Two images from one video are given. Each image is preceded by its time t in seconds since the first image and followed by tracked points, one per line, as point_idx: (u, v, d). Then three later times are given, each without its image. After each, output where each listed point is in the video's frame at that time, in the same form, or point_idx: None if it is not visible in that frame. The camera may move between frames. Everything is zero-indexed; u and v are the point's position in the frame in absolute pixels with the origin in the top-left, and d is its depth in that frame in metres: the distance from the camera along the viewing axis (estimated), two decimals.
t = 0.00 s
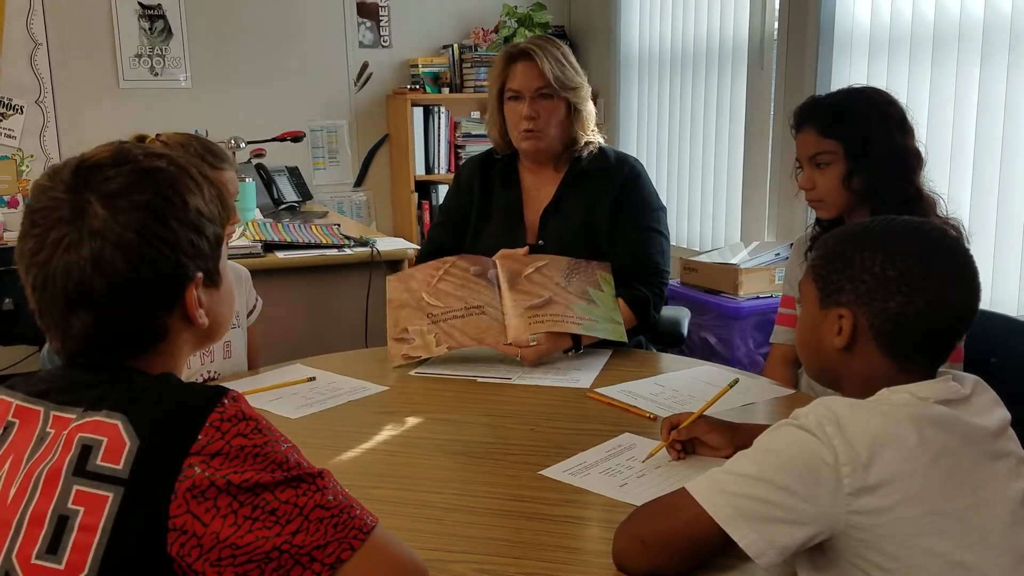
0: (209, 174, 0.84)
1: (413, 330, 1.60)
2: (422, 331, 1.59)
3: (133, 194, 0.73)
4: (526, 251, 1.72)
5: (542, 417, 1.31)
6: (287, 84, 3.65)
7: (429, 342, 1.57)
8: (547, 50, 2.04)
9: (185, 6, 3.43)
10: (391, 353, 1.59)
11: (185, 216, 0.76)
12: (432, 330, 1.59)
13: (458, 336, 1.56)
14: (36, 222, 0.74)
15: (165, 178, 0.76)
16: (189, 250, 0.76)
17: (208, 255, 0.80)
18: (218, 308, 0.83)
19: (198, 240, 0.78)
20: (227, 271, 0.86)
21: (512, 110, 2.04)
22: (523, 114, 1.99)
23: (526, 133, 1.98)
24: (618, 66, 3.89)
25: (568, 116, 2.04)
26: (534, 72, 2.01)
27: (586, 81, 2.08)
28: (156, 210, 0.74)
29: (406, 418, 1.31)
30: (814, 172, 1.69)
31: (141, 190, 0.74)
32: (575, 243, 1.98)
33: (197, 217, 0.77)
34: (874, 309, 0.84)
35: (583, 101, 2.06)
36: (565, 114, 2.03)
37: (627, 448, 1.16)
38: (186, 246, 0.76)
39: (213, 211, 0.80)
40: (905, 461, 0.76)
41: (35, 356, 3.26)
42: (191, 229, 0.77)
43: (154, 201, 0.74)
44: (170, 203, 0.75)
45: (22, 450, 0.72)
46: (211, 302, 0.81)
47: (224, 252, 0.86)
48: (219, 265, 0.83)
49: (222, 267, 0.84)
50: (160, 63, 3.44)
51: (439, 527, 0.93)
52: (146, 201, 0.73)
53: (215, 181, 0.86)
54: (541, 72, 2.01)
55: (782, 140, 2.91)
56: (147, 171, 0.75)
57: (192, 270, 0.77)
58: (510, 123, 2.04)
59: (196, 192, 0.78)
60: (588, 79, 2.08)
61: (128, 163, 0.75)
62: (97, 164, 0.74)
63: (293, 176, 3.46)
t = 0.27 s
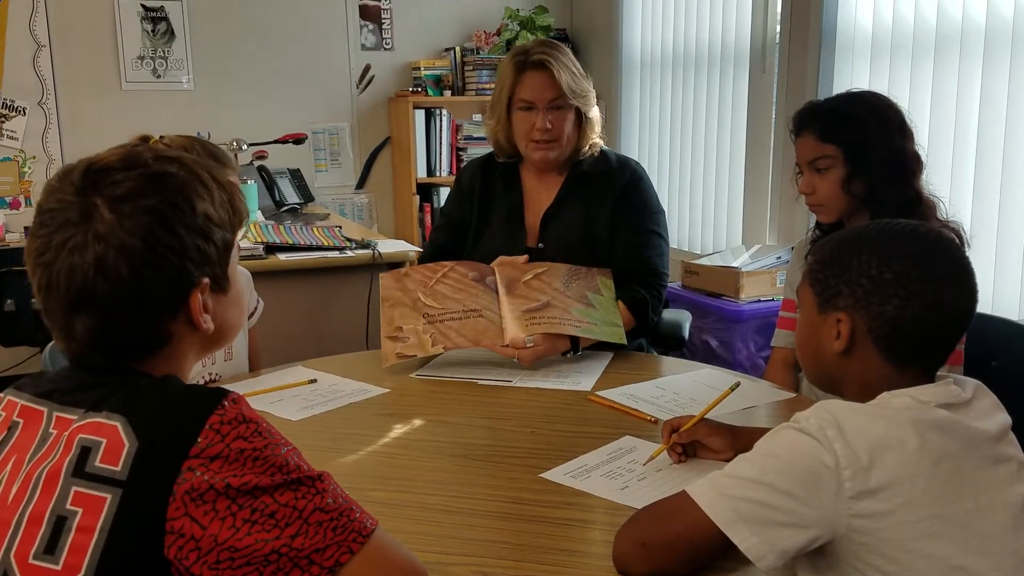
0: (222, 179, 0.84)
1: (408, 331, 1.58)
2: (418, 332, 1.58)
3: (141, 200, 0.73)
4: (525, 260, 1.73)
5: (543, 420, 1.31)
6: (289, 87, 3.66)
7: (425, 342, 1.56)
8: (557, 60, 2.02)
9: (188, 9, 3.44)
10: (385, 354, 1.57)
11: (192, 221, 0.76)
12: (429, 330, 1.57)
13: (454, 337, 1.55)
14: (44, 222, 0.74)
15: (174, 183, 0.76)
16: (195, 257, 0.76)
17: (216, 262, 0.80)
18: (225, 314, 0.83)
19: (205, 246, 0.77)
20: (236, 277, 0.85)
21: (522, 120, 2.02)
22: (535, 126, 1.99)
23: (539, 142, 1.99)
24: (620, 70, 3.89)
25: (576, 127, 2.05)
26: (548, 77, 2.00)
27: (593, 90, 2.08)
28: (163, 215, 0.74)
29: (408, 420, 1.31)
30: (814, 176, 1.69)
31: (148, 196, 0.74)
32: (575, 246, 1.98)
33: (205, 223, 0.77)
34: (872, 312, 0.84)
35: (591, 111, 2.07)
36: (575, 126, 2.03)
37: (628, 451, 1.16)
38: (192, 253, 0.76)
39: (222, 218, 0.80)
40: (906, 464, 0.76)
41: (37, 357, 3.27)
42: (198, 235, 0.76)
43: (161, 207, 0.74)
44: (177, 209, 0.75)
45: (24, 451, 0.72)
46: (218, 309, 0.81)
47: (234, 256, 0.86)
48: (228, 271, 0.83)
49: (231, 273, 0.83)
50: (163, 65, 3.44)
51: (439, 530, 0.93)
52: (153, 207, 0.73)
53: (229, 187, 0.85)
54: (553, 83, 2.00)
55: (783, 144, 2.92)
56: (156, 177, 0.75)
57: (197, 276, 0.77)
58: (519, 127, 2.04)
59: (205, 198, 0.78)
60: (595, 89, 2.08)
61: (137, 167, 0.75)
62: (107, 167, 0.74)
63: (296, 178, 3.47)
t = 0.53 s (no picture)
0: (248, 198, 0.82)
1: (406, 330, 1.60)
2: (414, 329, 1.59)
3: (148, 210, 0.72)
4: (523, 261, 1.74)
5: (543, 418, 1.31)
6: (289, 84, 3.65)
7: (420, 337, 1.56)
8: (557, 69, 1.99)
9: (187, 6, 3.44)
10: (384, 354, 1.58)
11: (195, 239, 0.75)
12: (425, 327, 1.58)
13: (447, 329, 1.56)
14: (56, 210, 0.75)
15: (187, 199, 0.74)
16: (191, 276, 0.75)
17: (217, 282, 0.78)
18: (225, 331, 0.82)
19: (206, 265, 0.76)
20: (247, 296, 0.84)
21: (522, 128, 2.01)
22: (534, 137, 1.97)
23: (537, 154, 1.98)
24: (620, 68, 3.89)
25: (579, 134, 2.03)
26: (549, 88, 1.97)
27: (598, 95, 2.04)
28: (164, 231, 0.73)
29: (408, 417, 1.31)
30: (812, 176, 1.69)
31: (157, 207, 0.73)
32: (576, 244, 1.98)
33: (209, 243, 0.76)
34: (872, 312, 0.84)
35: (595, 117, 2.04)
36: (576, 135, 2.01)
37: (628, 449, 1.16)
38: (190, 270, 0.75)
39: (233, 238, 0.79)
40: (906, 464, 0.76)
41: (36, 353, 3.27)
42: (199, 253, 0.75)
43: (167, 222, 0.73)
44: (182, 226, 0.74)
45: (22, 447, 0.72)
46: (216, 326, 0.80)
47: (249, 271, 0.84)
48: (234, 290, 0.81)
49: (238, 293, 0.82)
50: (163, 62, 3.44)
51: (440, 527, 0.93)
52: (158, 221, 0.73)
53: (255, 205, 0.83)
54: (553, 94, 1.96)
55: (783, 143, 2.92)
56: (171, 188, 0.74)
57: (190, 295, 0.76)
58: (519, 134, 2.03)
59: (217, 217, 0.77)
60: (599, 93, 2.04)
61: (154, 175, 0.74)
62: (123, 170, 0.74)
63: (295, 175, 3.47)
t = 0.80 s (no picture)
0: (259, 200, 0.82)
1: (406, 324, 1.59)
2: (414, 321, 1.58)
3: (159, 209, 0.73)
4: (528, 260, 1.75)
5: (545, 416, 1.31)
6: (292, 81, 3.65)
7: (418, 326, 1.55)
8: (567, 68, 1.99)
9: (191, 3, 3.44)
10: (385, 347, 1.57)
11: (205, 239, 0.75)
12: (423, 319, 1.57)
13: (445, 317, 1.56)
14: (67, 205, 0.75)
15: (199, 199, 0.75)
16: (199, 276, 0.76)
17: (225, 283, 0.78)
18: (230, 332, 0.82)
19: (215, 266, 0.76)
20: (254, 298, 0.84)
21: (530, 126, 2.01)
22: (541, 135, 1.97)
23: (544, 151, 1.98)
24: (623, 66, 3.89)
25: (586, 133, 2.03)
26: (558, 85, 1.97)
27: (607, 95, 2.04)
28: (176, 230, 0.73)
29: (411, 415, 1.31)
30: (815, 175, 1.68)
31: (168, 206, 0.73)
32: (581, 244, 1.98)
33: (219, 244, 0.76)
34: (877, 310, 0.83)
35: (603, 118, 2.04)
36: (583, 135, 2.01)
37: (631, 448, 1.16)
38: (198, 270, 0.75)
39: (242, 240, 0.79)
40: (910, 463, 0.76)
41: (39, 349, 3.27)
42: (208, 254, 0.75)
43: (178, 222, 0.73)
44: (193, 226, 0.74)
45: (27, 445, 0.72)
46: (221, 326, 0.80)
47: (257, 272, 0.84)
48: (241, 291, 0.81)
49: (246, 294, 0.82)
50: (166, 59, 3.44)
51: (443, 525, 0.93)
52: (169, 220, 0.73)
53: (266, 208, 0.83)
54: (562, 93, 1.96)
55: (787, 142, 2.91)
56: (183, 188, 0.74)
57: (198, 295, 0.76)
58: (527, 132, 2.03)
59: (228, 218, 0.77)
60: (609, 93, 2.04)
61: (167, 175, 0.74)
62: (136, 168, 0.74)
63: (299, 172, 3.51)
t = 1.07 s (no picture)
0: (260, 204, 0.83)
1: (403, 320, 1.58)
2: (412, 318, 1.57)
3: (164, 212, 0.73)
4: (529, 262, 1.75)
5: (544, 417, 1.31)
6: (291, 82, 3.65)
7: (417, 325, 1.54)
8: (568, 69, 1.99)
9: (189, 4, 3.44)
10: (380, 342, 1.57)
11: (209, 243, 0.75)
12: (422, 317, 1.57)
13: (445, 317, 1.55)
14: (70, 208, 0.75)
15: (203, 202, 0.75)
16: (203, 278, 0.76)
17: (228, 286, 0.79)
18: (231, 335, 0.82)
19: (218, 269, 0.77)
20: (254, 301, 0.84)
21: (532, 128, 2.01)
22: (544, 137, 1.97)
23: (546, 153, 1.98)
24: (622, 68, 3.89)
25: (589, 134, 2.03)
26: (561, 86, 1.97)
27: (609, 95, 2.04)
28: (181, 233, 0.73)
29: (409, 416, 1.31)
30: (816, 175, 1.69)
31: (173, 209, 0.73)
32: (581, 246, 1.98)
33: (223, 247, 0.77)
34: (875, 311, 0.83)
35: (605, 118, 2.04)
36: (586, 136, 2.01)
37: (630, 449, 1.16)
38: (202, 273, 0.76)
39: (245, 242, 0.79)
40: (909, 463, 0.76)
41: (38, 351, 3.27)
42: (212, 257, 0.76)
43: (182, 224, 0.73)
44: (198, 229, 0.74)
45: (26, 447, 0.72)
46: (222, 329, 0.81)
47: (258, 275, 0.85)
48: (243, 294, 0.82)
49: (246, 297, 0.82)
50: (165, 60, 3.44)
51: (442, 527, 0.93)
52: (174, 223, 0.73)
53: (268, 212, 0.84)
54: (564, 95, 1.96)
55: (786, 143, 2.92)
56: (187, 191, 0.75)
57: (201, 297, 0.76)
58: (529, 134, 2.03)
59: (231, 221, 0.77)
60: (610, 93, 2.04)
61: (171, 178, 0.75)
62: (141, 171, 0.74)
63: (298, 174, 3.50)
